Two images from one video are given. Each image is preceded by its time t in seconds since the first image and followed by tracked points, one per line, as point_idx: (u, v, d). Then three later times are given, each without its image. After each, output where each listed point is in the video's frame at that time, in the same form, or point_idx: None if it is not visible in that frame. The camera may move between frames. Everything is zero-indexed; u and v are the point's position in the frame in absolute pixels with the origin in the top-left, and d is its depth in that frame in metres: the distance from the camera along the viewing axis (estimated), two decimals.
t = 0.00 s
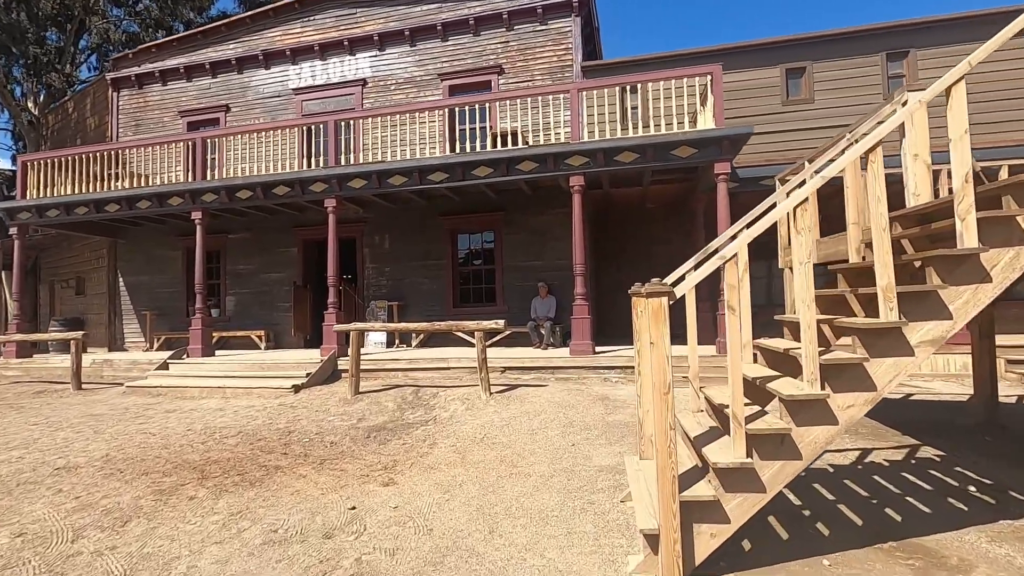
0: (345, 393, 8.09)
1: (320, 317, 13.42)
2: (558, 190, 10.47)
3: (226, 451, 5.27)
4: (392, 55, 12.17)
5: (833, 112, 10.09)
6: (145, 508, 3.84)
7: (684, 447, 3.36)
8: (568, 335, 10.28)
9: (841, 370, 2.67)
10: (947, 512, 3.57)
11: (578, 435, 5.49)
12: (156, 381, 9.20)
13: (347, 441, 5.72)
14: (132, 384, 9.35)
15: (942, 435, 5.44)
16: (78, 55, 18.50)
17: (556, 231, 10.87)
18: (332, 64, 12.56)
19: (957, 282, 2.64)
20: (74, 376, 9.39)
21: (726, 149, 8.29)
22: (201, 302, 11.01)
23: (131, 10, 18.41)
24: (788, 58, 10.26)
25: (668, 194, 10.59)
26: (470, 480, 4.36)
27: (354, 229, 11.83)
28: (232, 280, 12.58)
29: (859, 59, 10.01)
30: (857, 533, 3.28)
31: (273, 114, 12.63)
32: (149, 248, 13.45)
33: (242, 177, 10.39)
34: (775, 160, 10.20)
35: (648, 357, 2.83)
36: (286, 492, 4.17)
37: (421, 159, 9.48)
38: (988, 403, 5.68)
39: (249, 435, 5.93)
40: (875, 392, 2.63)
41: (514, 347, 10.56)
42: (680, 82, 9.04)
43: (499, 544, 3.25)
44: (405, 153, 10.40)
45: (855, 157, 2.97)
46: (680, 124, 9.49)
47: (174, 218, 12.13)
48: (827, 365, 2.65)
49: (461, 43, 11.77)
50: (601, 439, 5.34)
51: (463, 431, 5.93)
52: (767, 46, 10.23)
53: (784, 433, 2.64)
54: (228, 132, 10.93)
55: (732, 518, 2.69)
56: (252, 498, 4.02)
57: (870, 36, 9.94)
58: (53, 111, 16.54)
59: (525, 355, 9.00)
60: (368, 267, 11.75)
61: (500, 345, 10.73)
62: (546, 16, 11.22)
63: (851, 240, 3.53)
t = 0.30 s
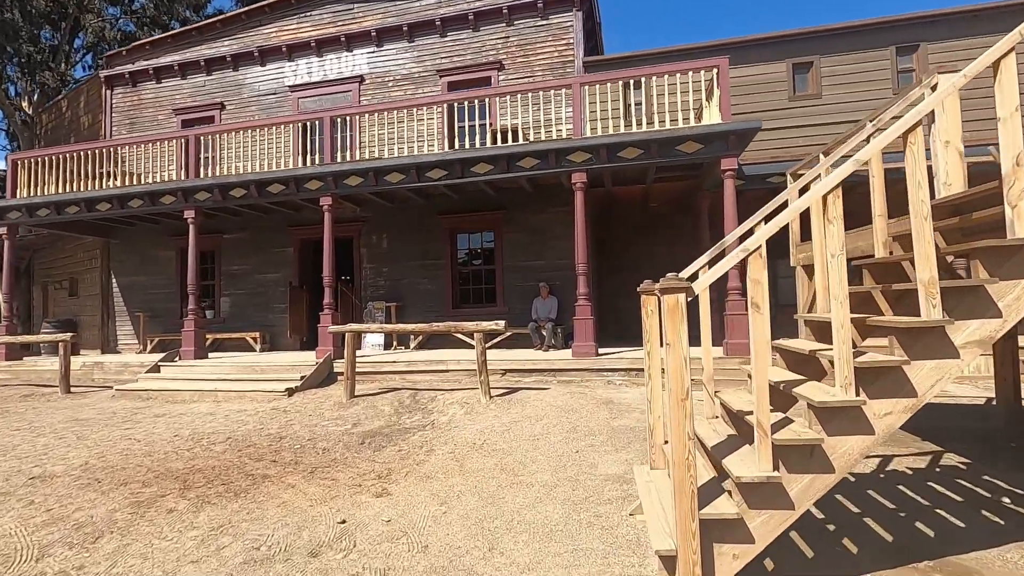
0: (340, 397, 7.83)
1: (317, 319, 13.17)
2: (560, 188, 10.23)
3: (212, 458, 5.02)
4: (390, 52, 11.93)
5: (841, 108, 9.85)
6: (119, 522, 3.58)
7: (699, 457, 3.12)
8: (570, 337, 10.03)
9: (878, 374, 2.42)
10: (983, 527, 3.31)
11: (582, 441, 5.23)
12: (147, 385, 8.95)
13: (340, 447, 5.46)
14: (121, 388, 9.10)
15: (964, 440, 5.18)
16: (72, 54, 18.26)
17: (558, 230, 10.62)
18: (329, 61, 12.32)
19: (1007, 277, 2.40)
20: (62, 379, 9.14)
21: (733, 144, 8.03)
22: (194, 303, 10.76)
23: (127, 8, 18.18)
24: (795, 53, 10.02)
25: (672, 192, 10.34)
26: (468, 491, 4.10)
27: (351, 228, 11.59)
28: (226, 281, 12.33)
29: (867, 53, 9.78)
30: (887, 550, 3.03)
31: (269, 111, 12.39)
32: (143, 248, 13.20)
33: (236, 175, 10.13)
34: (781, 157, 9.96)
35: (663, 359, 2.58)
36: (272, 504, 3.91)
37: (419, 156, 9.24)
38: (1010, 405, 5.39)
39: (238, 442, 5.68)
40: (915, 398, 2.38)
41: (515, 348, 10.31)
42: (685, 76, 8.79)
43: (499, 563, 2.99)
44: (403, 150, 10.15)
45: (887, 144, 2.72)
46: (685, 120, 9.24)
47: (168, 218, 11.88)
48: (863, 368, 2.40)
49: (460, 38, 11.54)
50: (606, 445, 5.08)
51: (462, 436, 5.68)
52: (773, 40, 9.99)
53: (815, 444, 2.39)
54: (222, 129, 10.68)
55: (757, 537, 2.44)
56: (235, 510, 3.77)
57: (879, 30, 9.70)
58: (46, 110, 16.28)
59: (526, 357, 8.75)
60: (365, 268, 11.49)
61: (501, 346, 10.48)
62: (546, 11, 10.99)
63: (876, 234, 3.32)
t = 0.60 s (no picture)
0: (332, 403, 7.58)
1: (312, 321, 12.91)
2: (559, 187, 9.99)
3: (194, 471, 4.77)
4: (386, 49, 11.69)
5: (847, 106, 9.64)
6: (86, 544, 3.33)
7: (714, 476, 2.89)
8: (570, 340, 9.79)
9: (917, 389, 2.18)
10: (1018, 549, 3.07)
11: (584, 452, 4.99)
12: (134, 390, 8.69)
13: (330, 458, 5.20)
14: (108, 393, 8.83)
15: (984, 450, 4.95)
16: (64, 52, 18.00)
17: (557, 231, 10.39)
18: (323, 58, 12.09)
19: None
20: (47, 384, 8.87)
21: (737, 142, 7.79)
22: (184, 306, 10.49)
23: (121, 6, 17.93)
24: (799, 50, 9.81)
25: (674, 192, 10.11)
26: (463, 509, 3.86)
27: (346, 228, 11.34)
28: (219, 283, 12.07)
29: (873, 50, 9.56)
30: None
31: (262, 109, 12.14)
32: (134, 250, 12.94)
33: (227, 174, 9.87)
34: (785, 155, 9.75)
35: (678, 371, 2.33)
36: (254, 523, 3.65)
37: (414, 155, 8.99)
38: None
39: (224, 452, 5.42)
40: (960, 415, 2.14)
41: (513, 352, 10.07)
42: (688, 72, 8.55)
43: None
44: (398, 148, 9.91)
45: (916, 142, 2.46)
46: (688, 118, 9.01)
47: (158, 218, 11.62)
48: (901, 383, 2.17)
49: (457, 35, 11.31)
50: (609, 457, 4.84)
51: (459, 446, 5.44)
52: (777, 36, 9.77)
53: (847, 467, 2.16)
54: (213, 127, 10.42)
55: (781, 569, 2.21)
56: (213, 531, 3.51)
57: (885, 26, 9.48)
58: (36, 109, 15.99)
59: (525, 361, 8.51)
60: (361, 269, 11.25)
61: (499, 350, 10.24)
62: (545, 6, 10.77)
63: (901, 235, 3.25)
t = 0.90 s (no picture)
0: (326, 404, 7.34)
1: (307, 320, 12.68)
2: (559, 183, 9.76)
3: (177, 477, 4.53)
4: (382, 42, 11.45)
5: (854, 99, 9.42)
6: (51, 561, 3.09)
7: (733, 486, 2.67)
8: (571, 339, 9.57)
9: (963, 391, 1.96)
10: None
11: (587, 456, 4.75)
12: (123, 391, 8.45)
13: (321, 462, 4.96)
14: (97, 395, 8.59)
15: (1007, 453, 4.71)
16: (56, 48, 17.88)
17: (557, 228, 10.16)
18: (318, 52, 11.84)
19: None
20: (34, 386, 8.63)
21: (744, 135, 7.55)
22: (176, 306, 10.24)
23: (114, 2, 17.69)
24: (805, 41, 9.57)
25: (677, 187, 9.86)
26: (459, 519, 3.62)
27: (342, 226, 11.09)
28: (212, 281, 11.83)
29: (881, 41, 9.34)
30: None
31: (256, 104, 11.89)
32: (126, 248, 12.69)
33: (219, 169, 9.62)
34: (791, 150, 9.52)
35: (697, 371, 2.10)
36: (237, 534, 3.42)
37: (410, 149, 8.75)
38: None
39: (211, 455, 5.18)
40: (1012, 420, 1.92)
41: (513, 351, 9.83)
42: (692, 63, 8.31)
43: None
44: (394, 142, 9.66)
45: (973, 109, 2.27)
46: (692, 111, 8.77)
47: (150, 216, 11.38)
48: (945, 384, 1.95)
49: (455, 28, 11.07)
50: (612, 461, 4.60)
51: (456, 449, 5.21)
52: (783, 28, 9.53)
53: (888, 479, 1.93)
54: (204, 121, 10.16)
55: None
56: (190, 544, 3.27)
57: (893, 17, 9.25)
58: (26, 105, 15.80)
59: (524, 360, 8.28)
60: (357, 267, 11.01)
61: (498, 349, 10.01)
62: None
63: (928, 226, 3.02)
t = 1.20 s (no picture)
0: (320, 413, 7.05)
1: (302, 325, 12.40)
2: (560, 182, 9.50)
3: (157, 496, 4.24)
4: (378, 40, 11.20)
5: (862, 95, 9.18)
6: None
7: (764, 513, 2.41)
8: (572, 343, 9.30)
9: None
10: None
11: (594, 470, 4.48)
12: (110, 400, 8.16)
13: (312, 478, 4.68)
14: (83, 404, 8.30)
15: None
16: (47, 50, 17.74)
17: (558, 229, 9.90)
18: (313, 51, 11.59)
19: None
20: (17, 395, 8.33)
21: (752, 131, 7.30)
22: (166, 311, 9.95)
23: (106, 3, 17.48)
24: (812, 37, 9.33)
25: (681, 187, 9.61)
26: (458, 544, 3.33)
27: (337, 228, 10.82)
28: (205, 286, 11.54)
29: (889, 36, 9.09)
30: None
31: (249, 104, 11.63)
32: (117, 252, 12.40)
33: (210, 171, 9.35)
34: (798, 148, 9.28)
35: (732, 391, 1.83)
36: (216, 563, 3.13)
37: (406, 148, 8.48)
38: None
39: (195, 471, 4.90)
40: None
41: (513, 356, 9.56)
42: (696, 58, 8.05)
43: None
44: (390, 142, 9.39)
45: None
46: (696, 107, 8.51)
47: (140, 219, 11.10)
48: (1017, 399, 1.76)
49: (452, 25, 10.82)
50: (621, 476, 4.32)
51: (456, 462, 4.92)
52: (789, 23, 9.28)
53: (958, 516, 1.67)
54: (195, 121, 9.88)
55: None
56: None
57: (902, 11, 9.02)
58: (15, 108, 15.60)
59: (525, 366, 8.01)
60: (352, 270, 10.73)
61: (498, 354, 9.74)
62: None
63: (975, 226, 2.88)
